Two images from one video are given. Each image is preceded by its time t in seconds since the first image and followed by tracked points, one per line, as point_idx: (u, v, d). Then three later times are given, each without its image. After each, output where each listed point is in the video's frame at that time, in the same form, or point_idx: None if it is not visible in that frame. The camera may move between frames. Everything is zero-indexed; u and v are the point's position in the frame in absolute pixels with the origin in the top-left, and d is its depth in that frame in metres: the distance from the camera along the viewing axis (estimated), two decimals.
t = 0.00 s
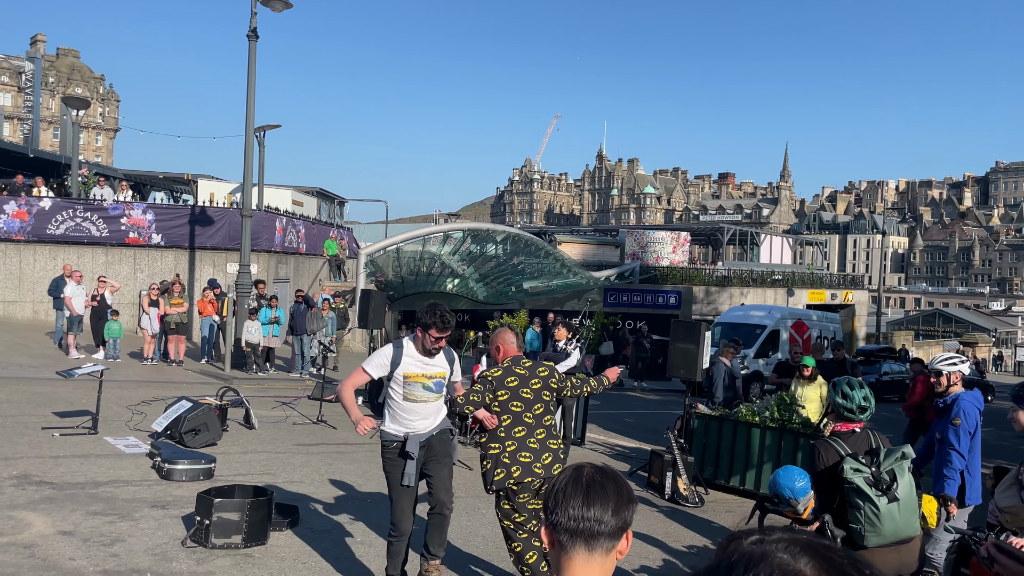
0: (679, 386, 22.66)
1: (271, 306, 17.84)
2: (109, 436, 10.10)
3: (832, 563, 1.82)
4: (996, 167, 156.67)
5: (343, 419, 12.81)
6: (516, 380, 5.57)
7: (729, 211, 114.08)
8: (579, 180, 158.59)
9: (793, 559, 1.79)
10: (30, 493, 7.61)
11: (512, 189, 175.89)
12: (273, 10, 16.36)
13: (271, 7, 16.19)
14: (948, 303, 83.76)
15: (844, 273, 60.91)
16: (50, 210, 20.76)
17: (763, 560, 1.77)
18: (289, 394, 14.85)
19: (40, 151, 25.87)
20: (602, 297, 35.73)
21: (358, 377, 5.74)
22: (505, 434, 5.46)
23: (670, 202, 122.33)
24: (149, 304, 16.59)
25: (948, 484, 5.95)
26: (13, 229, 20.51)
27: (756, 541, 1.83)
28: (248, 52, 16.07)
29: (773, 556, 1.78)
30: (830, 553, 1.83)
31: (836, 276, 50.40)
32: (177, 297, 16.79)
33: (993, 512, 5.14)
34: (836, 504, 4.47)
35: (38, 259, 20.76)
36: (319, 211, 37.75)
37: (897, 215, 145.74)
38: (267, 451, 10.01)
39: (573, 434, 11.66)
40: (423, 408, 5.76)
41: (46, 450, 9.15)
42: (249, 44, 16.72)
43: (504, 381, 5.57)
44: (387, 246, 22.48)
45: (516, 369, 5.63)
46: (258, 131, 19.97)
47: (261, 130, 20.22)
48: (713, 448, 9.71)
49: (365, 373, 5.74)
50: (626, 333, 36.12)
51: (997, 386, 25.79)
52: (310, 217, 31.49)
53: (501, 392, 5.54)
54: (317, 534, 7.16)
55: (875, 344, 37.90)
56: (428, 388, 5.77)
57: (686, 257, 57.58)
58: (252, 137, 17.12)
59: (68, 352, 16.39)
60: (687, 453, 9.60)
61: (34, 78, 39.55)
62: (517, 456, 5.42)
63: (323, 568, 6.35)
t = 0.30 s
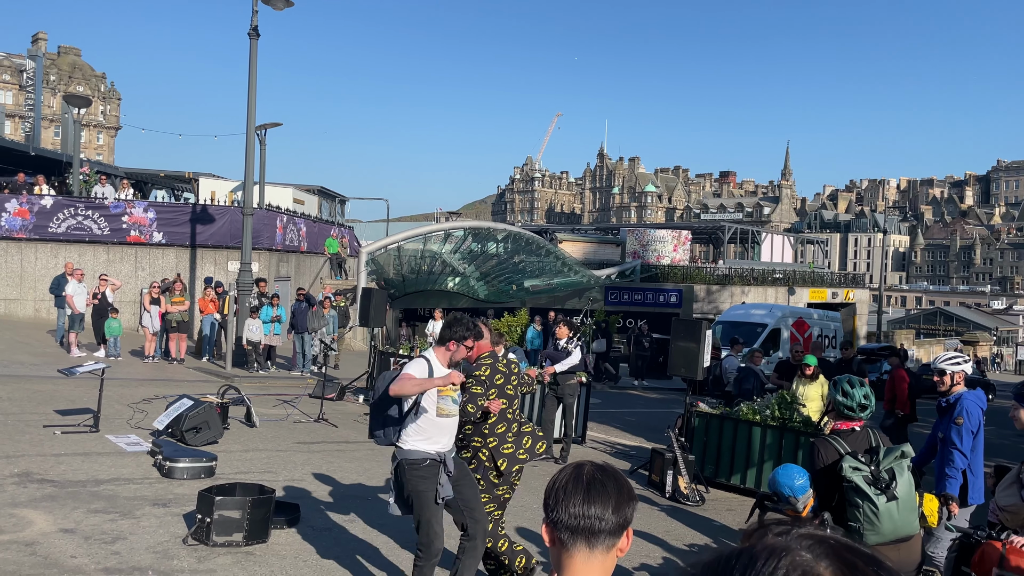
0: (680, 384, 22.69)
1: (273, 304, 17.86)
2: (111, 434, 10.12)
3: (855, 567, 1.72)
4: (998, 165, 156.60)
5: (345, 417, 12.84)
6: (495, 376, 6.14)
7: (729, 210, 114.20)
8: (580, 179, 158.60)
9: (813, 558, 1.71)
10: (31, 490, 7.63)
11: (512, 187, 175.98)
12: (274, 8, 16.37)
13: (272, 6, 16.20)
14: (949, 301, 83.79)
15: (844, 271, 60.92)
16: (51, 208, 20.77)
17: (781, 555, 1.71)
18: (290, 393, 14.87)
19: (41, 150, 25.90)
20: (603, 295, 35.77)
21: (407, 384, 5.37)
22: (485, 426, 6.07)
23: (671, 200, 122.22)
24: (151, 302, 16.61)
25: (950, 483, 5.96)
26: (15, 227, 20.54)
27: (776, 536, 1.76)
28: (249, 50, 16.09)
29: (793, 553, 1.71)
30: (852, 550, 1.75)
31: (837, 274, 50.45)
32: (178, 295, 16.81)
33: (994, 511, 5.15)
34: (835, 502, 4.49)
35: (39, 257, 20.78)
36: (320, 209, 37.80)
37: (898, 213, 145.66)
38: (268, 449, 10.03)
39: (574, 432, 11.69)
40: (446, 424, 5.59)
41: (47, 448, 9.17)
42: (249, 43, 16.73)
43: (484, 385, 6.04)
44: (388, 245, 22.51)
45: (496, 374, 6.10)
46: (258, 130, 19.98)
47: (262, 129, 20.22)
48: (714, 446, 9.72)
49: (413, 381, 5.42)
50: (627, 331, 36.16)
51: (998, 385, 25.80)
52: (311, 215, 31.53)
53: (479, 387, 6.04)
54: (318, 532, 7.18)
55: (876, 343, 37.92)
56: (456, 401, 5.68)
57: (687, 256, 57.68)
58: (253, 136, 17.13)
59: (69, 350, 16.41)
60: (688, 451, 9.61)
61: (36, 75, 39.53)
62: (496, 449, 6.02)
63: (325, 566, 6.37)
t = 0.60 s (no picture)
0: (681, 382, 22.68)
1: (274, 302, 17.81)
2: (112, 431, 10.12)
3: (856, 568, 1.71)
4: (1000, 162, 156.42)
5: (346, 414, 12.84)
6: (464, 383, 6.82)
7: (730, 207, 114.23)
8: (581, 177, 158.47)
9: (812, 555, 1.71)
10: (33, 488, 7.63)
11: (514, 185, 175.90)
12: (274, 5, 16.34)
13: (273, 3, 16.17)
14: (951, 299, 83.67)
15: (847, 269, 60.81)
16: (53, 205, 20.79)
17: (780, 550, 1.70)
18: (291, 390, 14.89)
19: (43, 147, 25.90)
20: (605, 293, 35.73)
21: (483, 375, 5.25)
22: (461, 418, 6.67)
23: (672, 198, 121.95)
24: (152, 300, 16.62)
25: (952, 481, 5.96)
26: (16, 225, 20.56)
27: (777, 531, 1.76)
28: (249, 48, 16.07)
29: (794, 549, 1.71)
30: (849, 547, 1.73)
31: (839, 272, 50.40)
32: (179, 293, 16.83)
33: (996, 508, 5.14)
34: (834, 500, 4.48)
35: (41, 255, 20.80)
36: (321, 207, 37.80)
37: (900, 211, 145.42)
38: (270, 447, 10.03)
39: (575, 429, 11.69)
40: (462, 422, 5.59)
41: (48, 445, 9.18)
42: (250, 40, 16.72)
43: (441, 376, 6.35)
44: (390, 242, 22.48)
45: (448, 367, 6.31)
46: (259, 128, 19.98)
47: (262, 127, 20.21)
48: (715, 444, 9.72)
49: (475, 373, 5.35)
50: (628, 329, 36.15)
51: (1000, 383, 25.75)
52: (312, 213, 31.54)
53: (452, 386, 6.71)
54: (319, 529, 7.18)
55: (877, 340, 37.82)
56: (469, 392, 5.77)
57: (689, 254, 57.70)
58: (254, 133, 17.10)
59: (71, 347, 16.43)
60: (689, 449, 9.61)
61: (37, 73, 39.46)
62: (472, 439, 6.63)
63: (326, 563, 6.37)
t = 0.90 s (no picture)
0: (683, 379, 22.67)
1: (275, 300, 17.55)
2: (114, 429, 10.12)
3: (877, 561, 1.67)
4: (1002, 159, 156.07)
5: (347, 412, 12.84)
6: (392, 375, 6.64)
7: (732, 205, 114.11)
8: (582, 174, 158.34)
9: (834, 545, 1.67)
10: (34, 486, 7.64)
11: (515, 183, 175.78)
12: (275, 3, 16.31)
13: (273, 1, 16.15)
14: (952, 296, 83.57)
15: (848, 267, 60.72)
16: (54, 204, 20.79)
17: (802, 538, 1.68)
18: (292, 388, 14.88)
19: (43, 145, 25.89)
20: (606, 291, 35.70)
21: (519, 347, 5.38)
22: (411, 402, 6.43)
23: (674, 195, 121.78)
24: (153, 298, 16.62)
25: (954, 478, 5.95)
26: (17, 223, 20.56)
27: (802, 521, 1.72)
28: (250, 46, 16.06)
29: (815, 538, 1.67)
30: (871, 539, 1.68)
31: (841, 269, 50.30)
32: (181, 291, 16.84)
33: (998, 506, 5.13)
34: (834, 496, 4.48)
35: (42, 253, 20.81)
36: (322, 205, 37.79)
37: (902, 208, 145.15)
38: (271, 445, 10.03)
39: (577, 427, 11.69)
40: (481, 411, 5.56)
41: (50, 443, 9.18)
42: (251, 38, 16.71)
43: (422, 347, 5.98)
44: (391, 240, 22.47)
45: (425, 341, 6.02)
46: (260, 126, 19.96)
47: (263, 125, 20.18)
48: (717, 442, 9.70)
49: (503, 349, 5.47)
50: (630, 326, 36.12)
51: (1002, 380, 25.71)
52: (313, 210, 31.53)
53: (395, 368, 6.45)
54: (320, 527, 7.18)
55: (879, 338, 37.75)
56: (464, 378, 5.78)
57: (690, 251, 57.60)
58: (254, 131, 17.09)
59: (72, 346, 16.43)
60: (690, 446, 9.60)
61: (38, 71, 39.40)
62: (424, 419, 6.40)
63: (327, 561, 6.37)
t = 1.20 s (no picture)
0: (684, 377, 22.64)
1: (277, 298, 17.38)
2: (115, 427, 10.12)
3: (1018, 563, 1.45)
4: (1004, 155, 155.86)
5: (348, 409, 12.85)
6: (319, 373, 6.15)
7: (733, 202, 114.14)
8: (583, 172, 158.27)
9: (974, 545, 1.45)
10: (36, 483, 7.64)
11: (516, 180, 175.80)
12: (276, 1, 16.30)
13: None
14: (954, 292, 83.46)
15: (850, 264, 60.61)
16: (55, 201, 20.81)
17: (938, 540, 1.47)
18: (294, 386, 14.88)
19: (45, 143, 25.91)
20: (607, 288, 35.68)
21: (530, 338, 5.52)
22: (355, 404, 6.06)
23: (675, 192, 121.69)
24: (154, 296, 16.63)
25: (956, 475, 5.94)
26: (19, 221, 20.57)
27: (936, 519, 1.51)
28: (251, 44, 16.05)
29: (953, 538, 1.46)
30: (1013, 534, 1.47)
31: (842, 266, 50.26)
32: (182, 289, 16.82)
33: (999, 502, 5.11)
34: (836, 493, 4.52)
35: (44, 251, 20.83)
36: (324, 202, 37.81)
37: (904, 205, 144.88)
38: (272, 442, 10.03)
39: (578, 423, 11.68)
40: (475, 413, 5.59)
41: (52, 441, 9.19)
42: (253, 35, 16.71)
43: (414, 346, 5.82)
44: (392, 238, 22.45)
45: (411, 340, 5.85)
46: (261, 123, 19.96)
47: (264, 122, 20.18)
48: (718, 439, 9.69)
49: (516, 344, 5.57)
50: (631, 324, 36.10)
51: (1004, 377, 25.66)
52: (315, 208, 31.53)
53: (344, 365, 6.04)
54: (321, 525, 7.17)
55: (880, 334, 37.65)
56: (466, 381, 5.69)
57: (691, 248, 57.60)
58: (256, 128, 17.08)
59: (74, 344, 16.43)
60: (692, 443, 9.59)
61: (40, 70, 39.33)
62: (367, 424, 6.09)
63: (328, 558, 6.36)
